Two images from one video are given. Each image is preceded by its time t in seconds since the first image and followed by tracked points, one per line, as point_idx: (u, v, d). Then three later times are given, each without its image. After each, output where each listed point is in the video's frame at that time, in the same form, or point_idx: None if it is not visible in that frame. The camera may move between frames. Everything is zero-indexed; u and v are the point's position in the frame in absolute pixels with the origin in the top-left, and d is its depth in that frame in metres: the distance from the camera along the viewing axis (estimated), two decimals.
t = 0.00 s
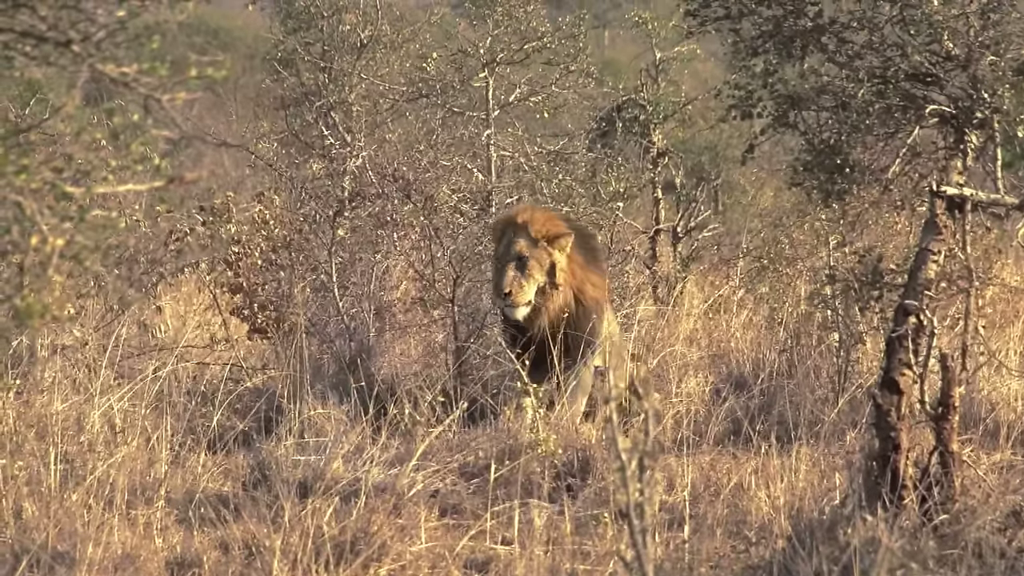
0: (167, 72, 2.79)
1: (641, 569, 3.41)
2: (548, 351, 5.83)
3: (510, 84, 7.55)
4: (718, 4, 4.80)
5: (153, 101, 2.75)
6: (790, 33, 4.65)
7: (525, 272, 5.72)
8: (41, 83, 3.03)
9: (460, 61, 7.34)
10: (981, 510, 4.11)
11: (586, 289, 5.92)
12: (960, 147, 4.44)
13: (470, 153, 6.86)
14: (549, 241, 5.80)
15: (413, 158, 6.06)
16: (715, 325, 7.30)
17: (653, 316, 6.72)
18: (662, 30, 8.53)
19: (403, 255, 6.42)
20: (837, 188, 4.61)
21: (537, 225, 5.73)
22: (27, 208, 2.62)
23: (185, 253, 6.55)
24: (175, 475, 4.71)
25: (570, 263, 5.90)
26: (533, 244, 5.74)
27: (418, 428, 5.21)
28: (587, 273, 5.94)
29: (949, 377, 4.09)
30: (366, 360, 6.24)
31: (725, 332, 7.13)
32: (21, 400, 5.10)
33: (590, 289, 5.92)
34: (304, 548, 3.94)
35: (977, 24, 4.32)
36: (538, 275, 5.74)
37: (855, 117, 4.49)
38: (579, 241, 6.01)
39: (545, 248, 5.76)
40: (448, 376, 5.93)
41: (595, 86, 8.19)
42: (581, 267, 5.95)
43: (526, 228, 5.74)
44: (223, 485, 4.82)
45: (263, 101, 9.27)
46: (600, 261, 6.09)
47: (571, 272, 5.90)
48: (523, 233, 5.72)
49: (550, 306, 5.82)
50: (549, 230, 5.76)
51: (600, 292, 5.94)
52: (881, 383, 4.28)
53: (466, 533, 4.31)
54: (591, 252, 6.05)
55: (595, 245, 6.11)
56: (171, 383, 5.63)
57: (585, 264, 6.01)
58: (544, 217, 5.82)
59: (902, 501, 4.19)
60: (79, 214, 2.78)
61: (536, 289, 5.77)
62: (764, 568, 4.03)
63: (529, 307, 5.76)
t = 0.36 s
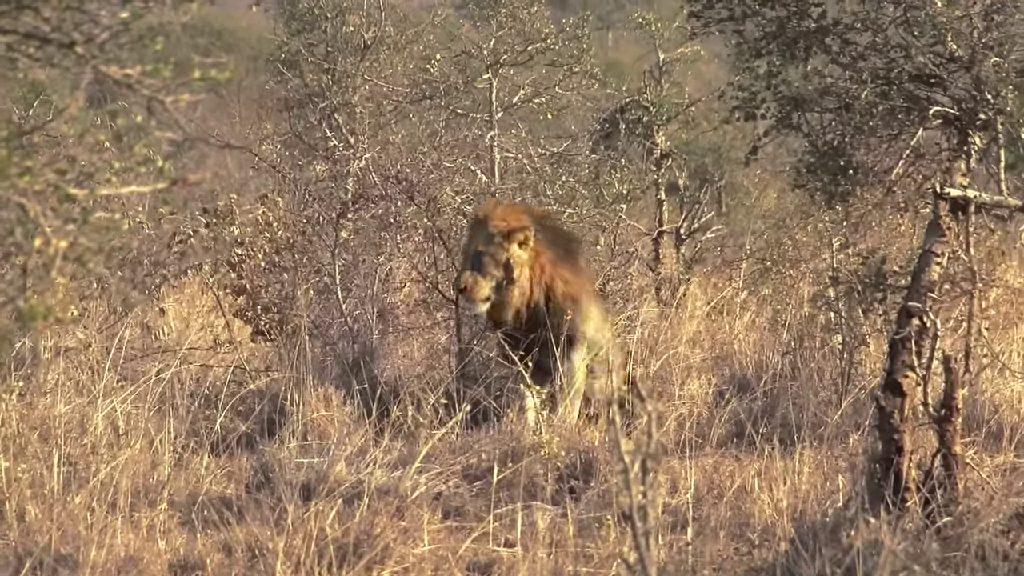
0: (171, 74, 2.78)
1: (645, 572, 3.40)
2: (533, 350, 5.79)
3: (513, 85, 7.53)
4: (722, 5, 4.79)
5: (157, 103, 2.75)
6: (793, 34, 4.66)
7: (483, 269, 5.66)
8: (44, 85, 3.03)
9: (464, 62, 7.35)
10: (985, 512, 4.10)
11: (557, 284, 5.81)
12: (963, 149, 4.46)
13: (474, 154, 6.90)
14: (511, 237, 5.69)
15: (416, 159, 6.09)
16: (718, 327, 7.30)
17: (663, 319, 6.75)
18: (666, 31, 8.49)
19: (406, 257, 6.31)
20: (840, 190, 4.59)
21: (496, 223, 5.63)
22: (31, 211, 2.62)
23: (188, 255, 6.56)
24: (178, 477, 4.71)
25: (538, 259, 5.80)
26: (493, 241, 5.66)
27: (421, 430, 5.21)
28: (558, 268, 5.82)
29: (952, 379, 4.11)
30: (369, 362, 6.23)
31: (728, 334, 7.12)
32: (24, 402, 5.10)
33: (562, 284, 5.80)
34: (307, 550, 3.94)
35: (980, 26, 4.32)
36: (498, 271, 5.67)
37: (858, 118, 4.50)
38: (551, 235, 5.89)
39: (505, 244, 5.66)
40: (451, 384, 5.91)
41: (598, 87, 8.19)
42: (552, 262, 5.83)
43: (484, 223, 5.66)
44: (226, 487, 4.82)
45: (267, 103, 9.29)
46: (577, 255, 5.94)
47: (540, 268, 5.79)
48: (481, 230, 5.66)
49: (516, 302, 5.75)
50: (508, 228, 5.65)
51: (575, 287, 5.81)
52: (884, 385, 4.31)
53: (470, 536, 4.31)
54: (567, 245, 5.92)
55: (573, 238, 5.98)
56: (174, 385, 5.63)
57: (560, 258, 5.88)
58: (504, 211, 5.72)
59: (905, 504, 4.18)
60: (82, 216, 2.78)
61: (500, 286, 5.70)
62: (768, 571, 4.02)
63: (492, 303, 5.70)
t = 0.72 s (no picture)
0: (174, 78, 2.78)
1: (649, 575, 3.40)
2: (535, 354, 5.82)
3: (517, 89, 7.53)
4: (725, 9, 4.77)
5: (160, 107, 2.75)
6: (796, 38, 4.63)
7: (475, 282, 5.66)
8: (47, 90, 3.03)
9: (467, 66, 7.35)
10: (989, 514, 4.09)
11: (552, 289, 5.83)
12: (967, 152, 4.44)
13: (477, 159, 6.94)
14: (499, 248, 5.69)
15: (419, 164, 6.27)
16: (722, 330, 7.30)
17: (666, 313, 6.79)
18: (669, 35, 8.47)
19: (410, 261, 6.45)
20: (843, 193, 4.60)
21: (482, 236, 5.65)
22: (35, 215, 2.62)
23: (192, 259, 6.57)
24: (183, 481, 4.71)
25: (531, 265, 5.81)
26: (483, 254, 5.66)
27: (425, 433, 5.21)
28: (551, 272, 5.84)
29: (956, 382, 4.11)
30: (373, 366, 6.19)
31: (732, 338, 7.12)
32: (29, 407, 5.11)
33: (558, 287, 5.83)
34: (312, 554, 3.94)
35: (983, 29, 4.32)
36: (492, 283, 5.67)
37: (862, 122, 4.49)
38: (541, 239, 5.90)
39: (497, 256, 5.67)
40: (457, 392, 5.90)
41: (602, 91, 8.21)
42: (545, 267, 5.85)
43: (473, 237, 5.66)
44: (230, 491, 4.82)
45: (271, 107, 9.30)
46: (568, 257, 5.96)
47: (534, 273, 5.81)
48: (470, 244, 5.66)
49: (512, 310, 5.76)
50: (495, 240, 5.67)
51: (571, 288, 5.84)
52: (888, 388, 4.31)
53: (474, 539, 4.31)
54: (557, 247, 5.94)
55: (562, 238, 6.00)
56: (178, 389, 5.63)
57: (552, 262, 5.90)
58: (491, 224, 5.72)
59: (910, 507, 4.17)
60: (86, 220, 2.78)
61: (495, 296, 5.70)
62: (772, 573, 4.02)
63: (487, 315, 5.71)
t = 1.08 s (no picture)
0: (170, 83, 2.78)
1: None
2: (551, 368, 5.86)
3: (513, 93, 7.53)
4: (721, 12, 4.79)
5: (156, 112, 2.75)
6: (792, 41, 4.64)
7: (496, 310, 5.67)
8: (42, 95, 3.03)
9: (463, 70, 7.36)
10: (986, 515, 4.09)
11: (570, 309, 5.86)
12: (962, 154, 4.43)
13: (473, 163, 6.96)
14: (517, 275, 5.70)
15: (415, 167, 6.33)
16: (719, 333, 7.30)
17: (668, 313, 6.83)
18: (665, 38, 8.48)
19: (406, 264, 6.35)
20: (840, 196, 4.59)
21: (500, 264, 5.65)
22: (31, 220, 2.61)
23: (188, 264, 6.56)
24: (180, 486, 4.70)
25: (548, 286, 5.82)
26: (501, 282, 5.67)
27: (422, 437, 5.21)
28: (568, 291, 5.86)
29: (953, 384, 4.11)
30: (370, 371, 6.17)
31: (729, 340, 7.12)
32: (25, 413, 5.10)
33: (576, 305, 5.86)
34: (309, 558, 3.93)
35: (979, 31, 4.35)
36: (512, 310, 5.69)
37: (858, 124, 4.49)
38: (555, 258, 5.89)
39: (516, 283, 5.68)
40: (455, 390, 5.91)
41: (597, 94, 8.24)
42: (561, 286, 5.86)
43: (491, 266, 5.66)
44: (228, 496, 4.82)
45: (267, 111, 9.30)
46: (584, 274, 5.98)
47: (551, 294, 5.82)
48: (488, 274, 5.65)
49: (532, 335, 5.77)
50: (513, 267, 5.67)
51: (587, 306, 5.87)
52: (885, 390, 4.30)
53: (472, 543, 4.31)
54: (572, 263, 5.94)
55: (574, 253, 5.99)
56: (175, 394, 5.62)
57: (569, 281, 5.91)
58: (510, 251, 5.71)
59: (907, 509, 4.17)
60: (82, 225, 2.77)
61: (514, 323, 5.72)
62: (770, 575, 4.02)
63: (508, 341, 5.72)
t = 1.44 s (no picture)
0: (170, 83, 2.78)
1: None
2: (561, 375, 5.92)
3: (513, 92, 7.53)
4: (721, 11, 4.79)
5: (156, 112, 2.74)
6: (792, 40, 4.64)
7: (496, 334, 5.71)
8: (42, 95, 3.03)
9: (463, 70, 7.34)
10: (988, 515, 4.09)
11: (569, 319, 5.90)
12: (963, 153, 4.44)
13: (473, 162, 6.97)
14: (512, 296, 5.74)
15: (416, 168, 6.39)
16: (720, 332, 7.30)
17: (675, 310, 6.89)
18: (665, 38, 8.46)
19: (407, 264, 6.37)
20: (840, 195, 4.60)
21: (494, 289, 5.69)
22: (32, 221, 2.61)
23: (189, 264, 6.56)
24: (181, 487, 4.70)
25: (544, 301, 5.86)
26: (497, 307, 5.73)
27: (424, 437, 5.21)
28: (566, 303, 5.90)
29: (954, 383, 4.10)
30: (371, 370, 6.20)
31: (730, 340, 7.11)
32: (26, 413, 5.09)
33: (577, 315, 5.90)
34: (311, 559, 3.93)
35: (979, 29, 4.34)
36: (512, 333, 5.73)
37: (858, 123, 4.48)
38: (547, 273, 5.95)
39: (512, 305, 5.73)
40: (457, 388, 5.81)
41: (598, 94, 8.25)
42: (558, 299, 5.90)
43: (485, 291, 5.71)
44: (229, 496, 4.82)
45: (267, 111, 9.29)
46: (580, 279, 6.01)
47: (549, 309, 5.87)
48: (483, 299, 5.71)
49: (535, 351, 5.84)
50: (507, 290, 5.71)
51: (586, 315, 5.90)
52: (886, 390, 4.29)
53: (473, 543, 4.32)
54: (566, 272, 5.96)
55: (568, 261, 6.01)
56: (176, 394, 5.62)
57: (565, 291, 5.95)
58: (501, 275, 5.76)
59: (909, 508, 4.16)
60: (83, 226, 2.77)
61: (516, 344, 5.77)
62: (771, 574, 4.02)
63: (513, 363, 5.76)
